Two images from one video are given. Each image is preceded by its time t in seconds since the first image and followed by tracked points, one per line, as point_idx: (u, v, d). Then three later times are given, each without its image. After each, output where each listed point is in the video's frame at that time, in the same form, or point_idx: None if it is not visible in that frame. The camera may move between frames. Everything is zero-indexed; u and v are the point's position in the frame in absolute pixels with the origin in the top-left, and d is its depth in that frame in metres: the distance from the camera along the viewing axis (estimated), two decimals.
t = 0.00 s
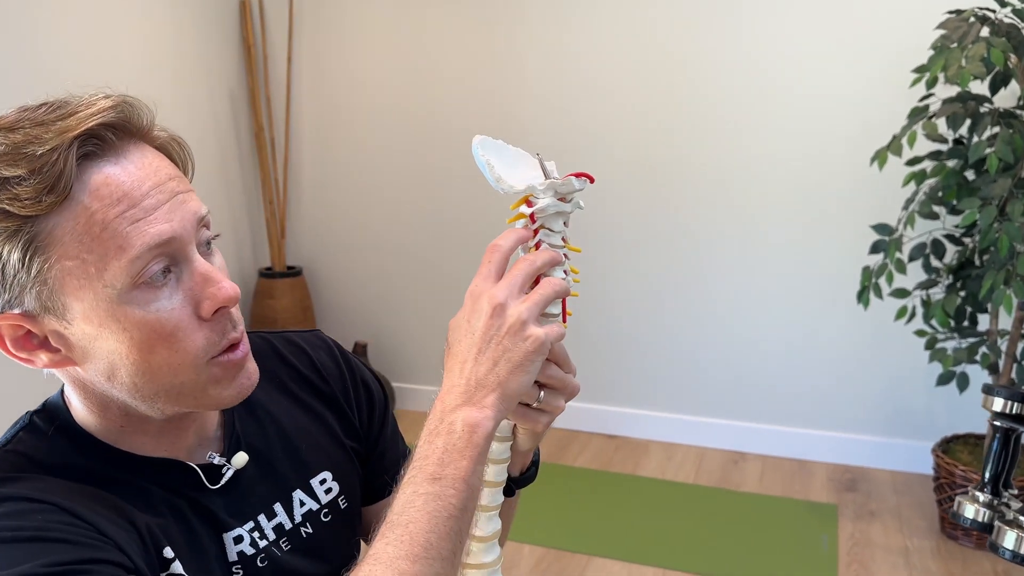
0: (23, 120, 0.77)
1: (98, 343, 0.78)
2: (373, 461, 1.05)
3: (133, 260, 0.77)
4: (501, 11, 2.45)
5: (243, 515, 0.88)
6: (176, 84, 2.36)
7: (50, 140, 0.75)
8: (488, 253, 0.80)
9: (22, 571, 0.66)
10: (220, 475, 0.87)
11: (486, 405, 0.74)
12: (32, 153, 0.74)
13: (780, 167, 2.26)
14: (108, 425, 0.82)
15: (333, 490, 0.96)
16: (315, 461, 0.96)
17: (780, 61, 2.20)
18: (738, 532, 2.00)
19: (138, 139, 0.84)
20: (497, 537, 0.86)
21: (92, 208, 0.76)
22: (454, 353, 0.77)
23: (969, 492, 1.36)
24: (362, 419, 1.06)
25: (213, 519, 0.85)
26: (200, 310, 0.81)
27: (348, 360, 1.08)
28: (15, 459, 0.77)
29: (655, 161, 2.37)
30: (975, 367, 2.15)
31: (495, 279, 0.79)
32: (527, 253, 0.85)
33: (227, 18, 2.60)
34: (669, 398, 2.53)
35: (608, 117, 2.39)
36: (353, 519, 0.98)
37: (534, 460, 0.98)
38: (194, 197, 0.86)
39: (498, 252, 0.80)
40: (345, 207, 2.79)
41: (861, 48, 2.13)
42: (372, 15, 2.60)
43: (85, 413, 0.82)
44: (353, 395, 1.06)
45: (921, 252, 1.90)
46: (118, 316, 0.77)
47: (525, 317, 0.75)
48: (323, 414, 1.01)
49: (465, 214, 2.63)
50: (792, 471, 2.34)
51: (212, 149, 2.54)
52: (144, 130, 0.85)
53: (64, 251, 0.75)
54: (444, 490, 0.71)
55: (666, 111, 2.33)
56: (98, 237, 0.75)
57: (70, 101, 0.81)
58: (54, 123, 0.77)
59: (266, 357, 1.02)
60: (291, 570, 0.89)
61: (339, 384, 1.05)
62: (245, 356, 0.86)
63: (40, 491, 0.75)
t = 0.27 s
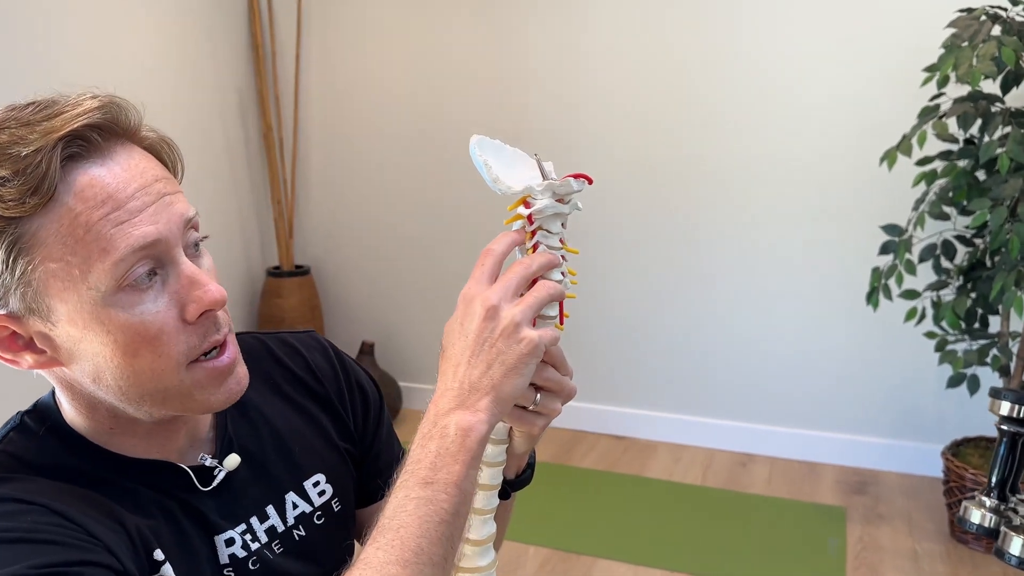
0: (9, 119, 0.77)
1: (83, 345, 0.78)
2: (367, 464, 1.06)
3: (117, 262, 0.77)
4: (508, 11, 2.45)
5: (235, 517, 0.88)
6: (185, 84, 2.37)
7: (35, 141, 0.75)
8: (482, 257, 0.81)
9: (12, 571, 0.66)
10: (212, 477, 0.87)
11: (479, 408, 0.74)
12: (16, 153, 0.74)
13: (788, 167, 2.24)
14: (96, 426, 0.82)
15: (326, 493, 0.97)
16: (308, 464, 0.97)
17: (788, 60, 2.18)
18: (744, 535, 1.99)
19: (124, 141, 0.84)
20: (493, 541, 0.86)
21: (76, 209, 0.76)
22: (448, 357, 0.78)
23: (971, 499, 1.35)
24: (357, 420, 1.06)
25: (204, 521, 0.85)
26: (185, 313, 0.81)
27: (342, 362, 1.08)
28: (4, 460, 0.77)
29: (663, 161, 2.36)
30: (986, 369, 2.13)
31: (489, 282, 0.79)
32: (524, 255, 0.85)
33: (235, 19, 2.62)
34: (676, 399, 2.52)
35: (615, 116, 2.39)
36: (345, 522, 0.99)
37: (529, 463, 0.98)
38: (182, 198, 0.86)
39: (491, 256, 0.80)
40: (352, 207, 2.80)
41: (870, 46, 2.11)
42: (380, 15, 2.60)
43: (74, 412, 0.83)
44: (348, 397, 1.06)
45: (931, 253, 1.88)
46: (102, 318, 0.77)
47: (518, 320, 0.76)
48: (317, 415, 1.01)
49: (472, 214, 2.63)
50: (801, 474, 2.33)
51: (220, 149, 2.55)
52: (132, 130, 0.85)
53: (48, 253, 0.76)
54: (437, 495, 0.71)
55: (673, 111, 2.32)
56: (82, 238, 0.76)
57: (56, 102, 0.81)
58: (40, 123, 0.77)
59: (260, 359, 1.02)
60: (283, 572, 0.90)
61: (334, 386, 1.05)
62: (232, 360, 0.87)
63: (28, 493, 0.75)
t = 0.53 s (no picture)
0: None
1: (71, 342, 0.78)
2: (362, 466, 1.06)
3: (106, 258, 0.77)
4: (516, 11, 2.44)
5: (228, 519, 0.88)
6: (193, 84, 2.38)
7: (24, 135, 0.75)
8: (483, 257, 0.80)
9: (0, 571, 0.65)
10: (204, 478, 0.87)
11: (478, 414, 0.74)
12: (5, 148, 0.74)
13: (798, 166, 2.23)
14: (86, 427, 0.82)
15: (320, 496, 0.97)
16: (302, 466, 0.97)
17: (798, 59, 2.17)
18: (752, 538, 1.97)
19: (116, 136, 0.84)
20: (491, 545, 0.87)
21: (64, 204, 0.76)
22: (447, 360, 0.77)
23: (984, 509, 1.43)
24: (352, 422, 1.06)
25: (197, 522, 0.85)
26: (176, 310, 0.81)
27: (338, 363, 1.08)
28: None
29: (671, 160, 2.35)
30: (998, 371, 2.10)
31: (490, 285, 0.79)
32: (527, 256, 0.85)
33: (244, 19, 2.62)
34: (683, 400, 2.51)
35: (623, 116, 2.38)
36: (339, 525, 0.99)
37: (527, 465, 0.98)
38: (174, 193, 0.86)
39: (492, 256, 0.80)
40: (360, 208, 2.80)
41: (880, 45, 2.09)
42: (388, 16, 2.61)
43: (64, 413, 0.83)
44: (343, 398, 1.06)
45: (943, 253, 1.85)
46: (91, 314, 0.77)
47: (520, 324, 0.75)
48: (312, 417, 1.01)
49: (480, 214, 2.63)
50: (810, 476, 2.31)
51: (228, 149, 2.56)
52: (123, 125, 0.85)
53: (37, 249, 0.76)
54: (433, 501, 0.71)
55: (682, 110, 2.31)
56: (71, 233, 0.76)
57: (48, 98, 0.81)
58: (29, 118, 0.77)
59: (255, 360, 1.02)
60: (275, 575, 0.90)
61: (329, 387, 1.05)
62: (223, 360, 0.86)
63: (18, 493, 0.74)
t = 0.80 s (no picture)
0: None
1: (60, 338, 0.78)
2: (359, 468, 1.05)
3: (95, 253, 0.76)
4: (524, 10, 2.43)
5: (222, 521, 0.88)
6: (202, 85, 2.39)
7: (13, 128, 0.75)
8: (490, 254, 0.79)
9: None
10: (199, 480, 0.87)
11: (481, 415, 0.73)
12: None
13: (809, 165, 2.20)
14: (78, 426, 0.82)
15: (317, 498, 0.97)
16: (299, 469, 0.96)
17: (809, 57, 2.14)
18: (761, 541, 1.95)
19: (109, 129, 0.84)
20: (493, 555, 0.84)
21: (53, 197, 0.76)
22: (451, 359, 0.77)
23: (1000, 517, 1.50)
24: (350, 424, 1.06)
25: (190, 524, 0.85)
26: (167, 307, 0.80)
27: (336, 363, 1.08)
28: None
29: (680, 160, 2.33)
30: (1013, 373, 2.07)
31: (496, 285, 0.78)
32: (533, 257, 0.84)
33: (254, 20, 2.63)
34: (693, 402, 2.49)
35: (632, 115, 2.36)
36: (336, 528, 0.99)
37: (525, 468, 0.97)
38: (167, 189, 0.85)
39: (501, 252, 0.79)
40: (370, 208, 2.81)
41: (893, 43, 2.06)
42: (398, 15, 2.61)
43: (56, 411, 0.82)
44: (341, 400, 1.06)
45: (956, 254, 1.83)
46: (80, 310, 0.76)
47: (527, 325, 0.75)
48: (310, 418, 1.01)
49: (488, 214, 2.63)
50: (821, 479, 2.28)
51: (238, 149, 2.57)
52: (116, 119, 0.85)
53: (26, 243, 0.76)
54: (432, 503, 0.70)
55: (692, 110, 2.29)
56: (59, 227, 0.75)
57: (40, 90, 0.81)
58: (20, 110, 0.77)
59: (252, 360, 1.02)
60: None
61: (328, 388, 1.05)
62: (215, 359, 0.85)
63: (11, 493, 0.74)
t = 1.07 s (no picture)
0: None
1: (50, 336, 0.77)
2: (357, 470, 1.04)
3: (85, 251, 0.76)
4: (531, 9, 2.43)
5: (217, 523, 0.87)
6: (210, 85, 2.40)
7: (6, 121, 0.75)
8: (488, 255, 0.78)
9: None
10: (193, 482, 0.87)
11: (479, 421, 0.72)
12: None
13: (818, 164, 2.18)
14: (70, 426, 0.82)
15: (313, 501, 0.96)
16: (295, 470, 0.96)
17: (818, 55, 2.13)
18: (770, 544, 1.93)
19: (103, 124, 0.84)
20: (491, 562, 0.83)
21: (44, 193, 0.75)
22: (448, 362, 0.76)
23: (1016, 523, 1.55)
24: (347, 426, 1.05)
25: (184, 527, 0.84)
26: (158, 307, 0.79)
27: (334, 364, 1.08)
28: None
29: (688, 159, 2.32)
30: None
31: (494, 286, 0.77)
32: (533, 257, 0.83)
33: (261, 20, 2.64)
34: (701, 403, 2.47)
35: (640, 114, 2.35)
36: (334, 531, 0.98)
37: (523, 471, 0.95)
38: (161, 186, 0.85)
39: (497, 254, 0.78)
40: (376, 207, 2.81)
41: (903, 40, 2.04)
42: (404, 15, 2.60)
43: (47, 410, 0.82)
44: (338, 401, 1.05)
45: (968, 254, 1.81)
46: (70, 307, 0.76)
47: (525, 327, 0.74)
48: (307, 420, 1.01)
49: (495, 214, 2.62)
50: (830, 481, 2.26)
51: (245, 149, 2.58)
52: (111, 114, 0.85)
53: (15, 239, 0.75)
54: (427, 511, 0.69)
55: (700, 109, 2.28)
56: (49, 224, 0.75)
57: (34, 84, 0.81)
58: (14, 104, 0.77)
59: (248, 361, 1.02)
60: None
61: (325, 389, 1.04)
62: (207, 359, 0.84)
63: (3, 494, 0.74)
